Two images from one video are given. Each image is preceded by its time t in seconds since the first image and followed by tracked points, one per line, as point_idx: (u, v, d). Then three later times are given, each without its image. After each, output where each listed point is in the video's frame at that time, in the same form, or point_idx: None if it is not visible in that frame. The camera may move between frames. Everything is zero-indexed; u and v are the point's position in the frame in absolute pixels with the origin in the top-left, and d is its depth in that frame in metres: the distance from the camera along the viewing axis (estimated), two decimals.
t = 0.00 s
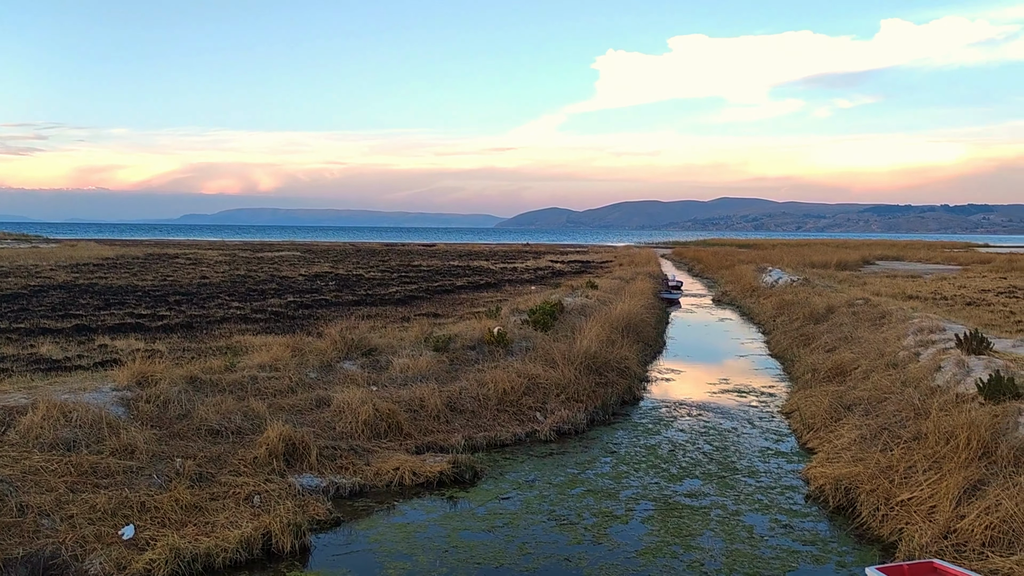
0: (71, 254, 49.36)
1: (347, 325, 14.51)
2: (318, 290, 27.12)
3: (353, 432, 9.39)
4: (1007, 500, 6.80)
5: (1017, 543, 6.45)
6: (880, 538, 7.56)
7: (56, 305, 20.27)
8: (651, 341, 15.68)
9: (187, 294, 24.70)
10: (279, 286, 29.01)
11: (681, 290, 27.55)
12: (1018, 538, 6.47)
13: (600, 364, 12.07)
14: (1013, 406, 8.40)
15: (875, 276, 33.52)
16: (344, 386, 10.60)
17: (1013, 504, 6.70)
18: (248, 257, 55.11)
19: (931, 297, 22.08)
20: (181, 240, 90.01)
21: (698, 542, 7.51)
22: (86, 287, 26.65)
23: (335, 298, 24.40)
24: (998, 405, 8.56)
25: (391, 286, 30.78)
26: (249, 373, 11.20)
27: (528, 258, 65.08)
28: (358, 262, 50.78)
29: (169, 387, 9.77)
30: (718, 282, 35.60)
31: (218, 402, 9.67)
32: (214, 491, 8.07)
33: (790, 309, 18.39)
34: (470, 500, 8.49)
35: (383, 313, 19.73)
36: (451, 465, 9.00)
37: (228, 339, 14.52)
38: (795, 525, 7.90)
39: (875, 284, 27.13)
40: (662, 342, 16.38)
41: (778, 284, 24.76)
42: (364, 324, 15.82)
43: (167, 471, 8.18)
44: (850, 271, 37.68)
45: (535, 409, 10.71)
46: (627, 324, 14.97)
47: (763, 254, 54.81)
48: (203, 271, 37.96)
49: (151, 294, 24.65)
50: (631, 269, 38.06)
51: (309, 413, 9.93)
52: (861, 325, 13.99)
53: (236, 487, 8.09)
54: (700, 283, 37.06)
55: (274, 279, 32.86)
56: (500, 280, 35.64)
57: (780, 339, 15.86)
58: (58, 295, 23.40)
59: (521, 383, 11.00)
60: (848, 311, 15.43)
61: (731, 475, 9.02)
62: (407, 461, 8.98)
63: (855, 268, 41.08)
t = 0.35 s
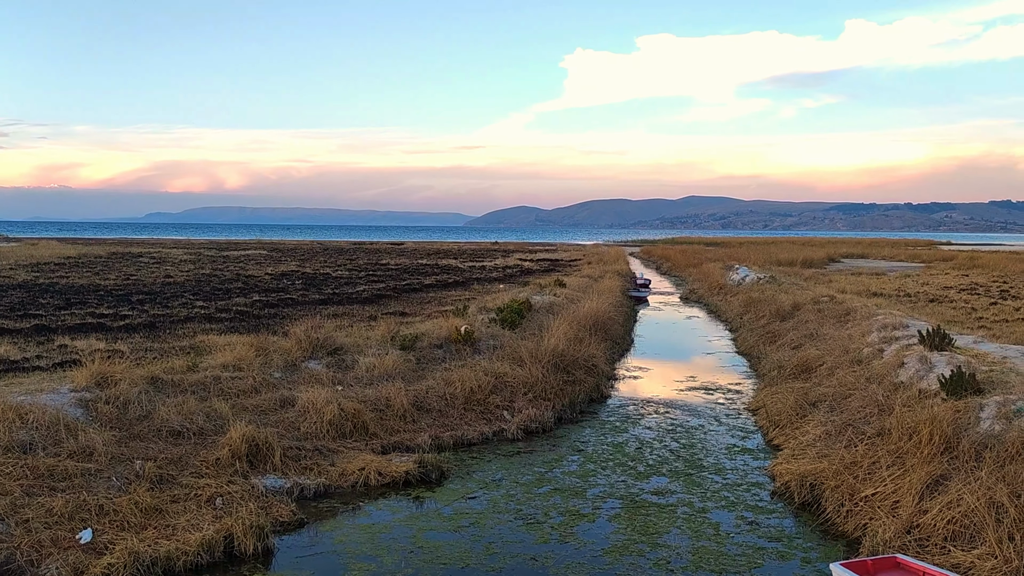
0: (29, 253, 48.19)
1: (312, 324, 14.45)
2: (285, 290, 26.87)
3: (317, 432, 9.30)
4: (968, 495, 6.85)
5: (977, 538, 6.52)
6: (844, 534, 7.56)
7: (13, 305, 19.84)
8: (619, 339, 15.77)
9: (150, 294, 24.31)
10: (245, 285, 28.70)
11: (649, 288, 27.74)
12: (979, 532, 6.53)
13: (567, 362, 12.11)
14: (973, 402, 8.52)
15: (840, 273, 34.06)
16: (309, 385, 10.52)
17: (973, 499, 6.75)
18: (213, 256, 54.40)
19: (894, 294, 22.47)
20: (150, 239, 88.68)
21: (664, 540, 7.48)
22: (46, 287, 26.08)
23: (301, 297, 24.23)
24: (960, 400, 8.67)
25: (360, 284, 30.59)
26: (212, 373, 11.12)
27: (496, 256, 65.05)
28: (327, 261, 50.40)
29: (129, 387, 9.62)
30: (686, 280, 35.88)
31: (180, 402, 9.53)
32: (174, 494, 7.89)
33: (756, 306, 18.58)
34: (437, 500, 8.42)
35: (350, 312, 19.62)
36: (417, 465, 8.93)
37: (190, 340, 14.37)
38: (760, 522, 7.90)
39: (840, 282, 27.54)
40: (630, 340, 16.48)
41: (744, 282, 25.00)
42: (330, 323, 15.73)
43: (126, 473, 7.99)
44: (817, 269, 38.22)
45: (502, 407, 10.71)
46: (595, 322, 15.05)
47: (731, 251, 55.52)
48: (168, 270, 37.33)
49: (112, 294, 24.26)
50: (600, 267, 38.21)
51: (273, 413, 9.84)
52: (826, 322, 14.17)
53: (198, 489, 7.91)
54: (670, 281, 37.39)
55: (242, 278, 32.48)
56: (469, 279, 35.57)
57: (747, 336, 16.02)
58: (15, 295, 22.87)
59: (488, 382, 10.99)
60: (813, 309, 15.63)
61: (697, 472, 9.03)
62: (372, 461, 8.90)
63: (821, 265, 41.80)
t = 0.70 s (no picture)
0: None
1: (287, 331, 14.43)
2: (261, 296, 26.75)
3: (291, 440, 9.22)
4: (939, 499, 6.88)
5: (948, 541, 6.54)
6: (817, 538, 7.57)
7: None
8: (596, 345, 15.85)
9: (123, 301, 24.12)
10: (221, 292, 28.51)
11: (627, 294, 27.87)
12: (949, 535, 6.56)
13: (544, 369, 12.14)
14: (945, 406, 8.61)
15: (815, 279, 34.43)
16: (283, 393, 10.46)
17: (944, 503, 6.78)
18: (189, 263, 53.98)
19: (868, 299, 22.74)
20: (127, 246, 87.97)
21: (639, 546, 7.45)
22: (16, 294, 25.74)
23: (277, 304, 24.14)
24: (932, 405, 8.75)
25: (337, 291, 30.51)
26: (185, 381, 11.06)
27: (474, 262, 64.91)
28: (305, 267, 50.20)
29: (99, 396, 9.52)
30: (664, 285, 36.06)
31: (151, 410, 9.42)
32: (144, 503, 7.73)
33: (732, 312, 18.72)
34: (411, 508, 8.35)
35: (327, 319, 19.57)
36: (392, 472, 8.88)
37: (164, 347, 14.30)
38: (734, 527, 7.89)
39: (816, 287, 27.82)
40: (608, 346, 16.56)
41: (721, 287, 25.18)
42: (305, 329, 15.70)
43: (95, 482, 7.81)
44: (793, 275, 38.62)
45: (478, 414, 10.70)
46: (572, 329, 15.12)
47: (708, 257, 56.04)
48: (143, 278, 36.98)
49: (85, 301, 24.03)
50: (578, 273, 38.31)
51: (246, 421, 9.76)
52: (801, 327, 14.31)
53: (168, 498, 7.76)
54: (648, 287, 37.63)
55: (218, 285, 32.26)
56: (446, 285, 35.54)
57: (723, 342, 16.14)
58: None
59: (464, 388, 10.99)
60: (789, 314, 15.77)
61: (672, 478, 9.04)
62: (346, 469, 8.84)
63: (798, 271, 42.31)
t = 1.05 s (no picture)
0: None
1: (271, 350, 14.42)
2: (245, 315, 26.65)
3: (274, 460, 9.17)
4: (920, 517, 6.87)
5: (931, 559, 6.52)
6: (801, 557, 7.54)
7: None
8: (582, 364, 15.88)
9: (106, 320, 23.96)
10: (205, 311, 28.41)
11: (612, 313, 27.95)
12: (932, 554, 6.54)
13: (528, 388, 12.16)
14: (926, 424, 8.65)
15: (800, 297, 34.71)
16: (266, 412, 10.42)
17: (925, 521, 6.77)
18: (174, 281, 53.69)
19: (852, 318, 22.90)
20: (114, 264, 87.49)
21: (622, 566, 7.39)
22: None
23: (262, 323, 24.07)
24: (913, 423, 8.80)
25: (323, 310, 30.45)
26: (166, 401, 11.00)
27: (461, 280, 64.85)
28: (291, 285, 50.08)
29: (79, 417, 9.46)
30: (649, 304, 36.17)
31: (132, 431, 9.35)
32: (123, 525, 7.62)
33: (716, 330, 18.80)
34: (393, 528, 8.29)
35: (312, 337, 19.53)
36: (374, 492, 8.83)
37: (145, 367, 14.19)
38: (718, 546, 7.86)
39: (800, 305, 27.99)
40: (593, 364, 16.58)
41: (706, 305, 25.31)
42: (288, 349, 15.66)
43: (74, 504, 7.70)
44: (779, 293, 38.85)
45: (462, 433, 10.69)
46: (557, 347, 15.17)
47: (694, 275, 56.36)
48: (126, 296, 36.76)
49: (67, 320, 23.84)
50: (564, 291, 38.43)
51: (228, 441, 9.71)
52: (785, 345, 14.38)
53: (148, 520, 7.64)
54: (634, 305, 37.78)
55: (202, 304, 32.13)
56: (432, 303, 35.52)
57: (708, 360, 16.19)
58: None
59: (448, 407, 10.98)
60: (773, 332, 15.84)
61: (656, 496, 9.02)
62: (329, 489, 8.79)
63: (783, 289, 42.63)
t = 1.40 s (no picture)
0: None
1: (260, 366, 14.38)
2: (235, 331, 26.58)
3: (262, 477, 9.13)
4: (909, 532, 6.85)
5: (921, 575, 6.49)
6: (791, 573, 7.50)
7: None
8: (573, 379, 15.88)
9: (95, 336, 23.85)
10: (194, 327, 28.29)
11: (603, 328, 27.96)
12: (921, 569, 6.51)
13: (519, 403, 12.16)
14: (915, 439, 8.66)
15: (791, 312, 34.80)
16: (254, 429, 10.39)
17: (914, 536, 6.74)
18: (164, 297, 53.55)
19: (842, 332, 22.95)
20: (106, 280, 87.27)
21: None
22: None
23: (251, 338, 24.01)
24: (902, 438, 8.81)
25: (313, 325, 30.41)
26: (154, 418, 10.95)
27: (451, 295, 64.56)
28: (283, 301, 50.00)
29: (66, 433, 9.43)
30: (641, 318, 36.17)
31: (119, 447, 9.32)
32: (110, 542, 7.54)
33: (707, 345, 18.83)
34: (382, 544, 8.23)
35: (302, 353, 19.47)
36: (363, 509, 8.78)
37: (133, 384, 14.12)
38: (708, 561, 7.82)
39: (790, 320, 28.04)
40: (584, 380, 16.57)
41: (697, 320, 25.36)
42: (278, 365, 15.62)
43: (59, 521, 7.61)
44: (770, 308, 38.95)
45: (452, 449, 10.66)
46: (548, 362, 15.17)
47: (685, 291, 56.58)
48: (116, 312, 36.60)
49: (55, 336, 23.72)
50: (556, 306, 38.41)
51: (216, 458, 9.66)
52: (775, 360, 14.42)
53: (135, 537, 7.56)
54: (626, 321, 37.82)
55: (193, 320, 32.03)
56: (423, 319, 35.47)
57: (699, 375, 16.20)
58: None
59: (438, 423, 10.95)
60: (763, 347, 15.89)
61: (646, 512, 8.99)
62: (318, 506, 8.73)
63: (774, 304, 42.78)
